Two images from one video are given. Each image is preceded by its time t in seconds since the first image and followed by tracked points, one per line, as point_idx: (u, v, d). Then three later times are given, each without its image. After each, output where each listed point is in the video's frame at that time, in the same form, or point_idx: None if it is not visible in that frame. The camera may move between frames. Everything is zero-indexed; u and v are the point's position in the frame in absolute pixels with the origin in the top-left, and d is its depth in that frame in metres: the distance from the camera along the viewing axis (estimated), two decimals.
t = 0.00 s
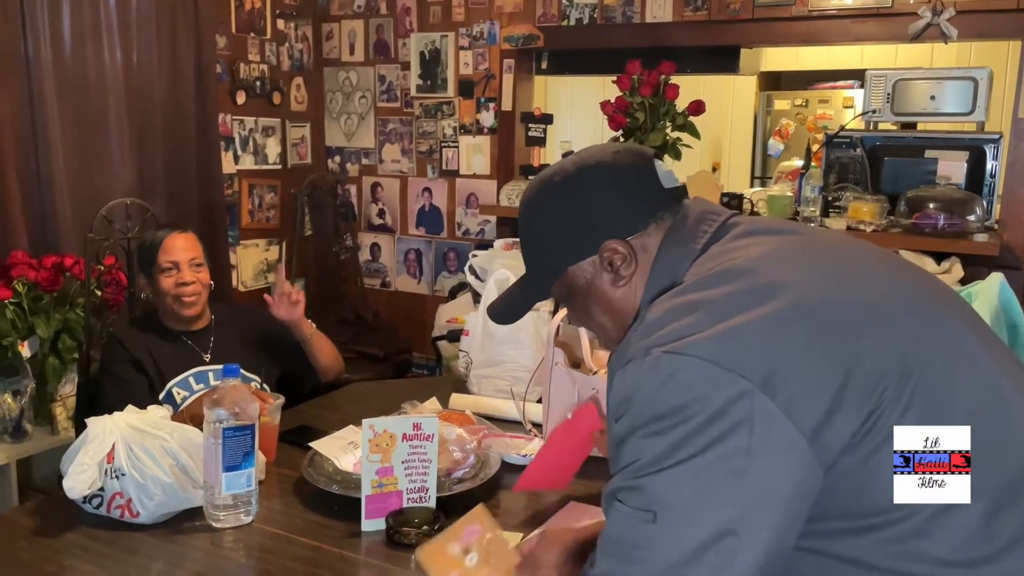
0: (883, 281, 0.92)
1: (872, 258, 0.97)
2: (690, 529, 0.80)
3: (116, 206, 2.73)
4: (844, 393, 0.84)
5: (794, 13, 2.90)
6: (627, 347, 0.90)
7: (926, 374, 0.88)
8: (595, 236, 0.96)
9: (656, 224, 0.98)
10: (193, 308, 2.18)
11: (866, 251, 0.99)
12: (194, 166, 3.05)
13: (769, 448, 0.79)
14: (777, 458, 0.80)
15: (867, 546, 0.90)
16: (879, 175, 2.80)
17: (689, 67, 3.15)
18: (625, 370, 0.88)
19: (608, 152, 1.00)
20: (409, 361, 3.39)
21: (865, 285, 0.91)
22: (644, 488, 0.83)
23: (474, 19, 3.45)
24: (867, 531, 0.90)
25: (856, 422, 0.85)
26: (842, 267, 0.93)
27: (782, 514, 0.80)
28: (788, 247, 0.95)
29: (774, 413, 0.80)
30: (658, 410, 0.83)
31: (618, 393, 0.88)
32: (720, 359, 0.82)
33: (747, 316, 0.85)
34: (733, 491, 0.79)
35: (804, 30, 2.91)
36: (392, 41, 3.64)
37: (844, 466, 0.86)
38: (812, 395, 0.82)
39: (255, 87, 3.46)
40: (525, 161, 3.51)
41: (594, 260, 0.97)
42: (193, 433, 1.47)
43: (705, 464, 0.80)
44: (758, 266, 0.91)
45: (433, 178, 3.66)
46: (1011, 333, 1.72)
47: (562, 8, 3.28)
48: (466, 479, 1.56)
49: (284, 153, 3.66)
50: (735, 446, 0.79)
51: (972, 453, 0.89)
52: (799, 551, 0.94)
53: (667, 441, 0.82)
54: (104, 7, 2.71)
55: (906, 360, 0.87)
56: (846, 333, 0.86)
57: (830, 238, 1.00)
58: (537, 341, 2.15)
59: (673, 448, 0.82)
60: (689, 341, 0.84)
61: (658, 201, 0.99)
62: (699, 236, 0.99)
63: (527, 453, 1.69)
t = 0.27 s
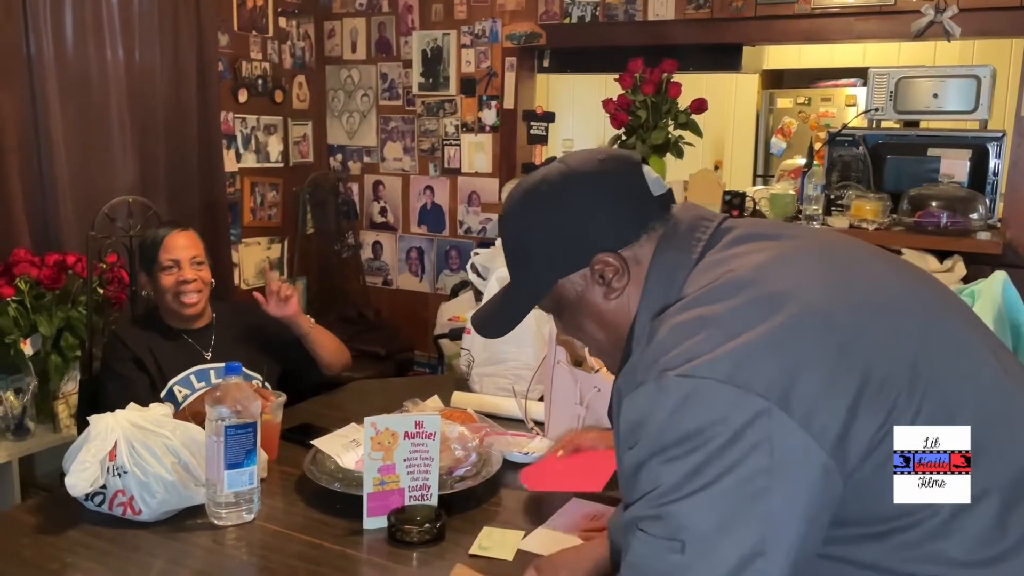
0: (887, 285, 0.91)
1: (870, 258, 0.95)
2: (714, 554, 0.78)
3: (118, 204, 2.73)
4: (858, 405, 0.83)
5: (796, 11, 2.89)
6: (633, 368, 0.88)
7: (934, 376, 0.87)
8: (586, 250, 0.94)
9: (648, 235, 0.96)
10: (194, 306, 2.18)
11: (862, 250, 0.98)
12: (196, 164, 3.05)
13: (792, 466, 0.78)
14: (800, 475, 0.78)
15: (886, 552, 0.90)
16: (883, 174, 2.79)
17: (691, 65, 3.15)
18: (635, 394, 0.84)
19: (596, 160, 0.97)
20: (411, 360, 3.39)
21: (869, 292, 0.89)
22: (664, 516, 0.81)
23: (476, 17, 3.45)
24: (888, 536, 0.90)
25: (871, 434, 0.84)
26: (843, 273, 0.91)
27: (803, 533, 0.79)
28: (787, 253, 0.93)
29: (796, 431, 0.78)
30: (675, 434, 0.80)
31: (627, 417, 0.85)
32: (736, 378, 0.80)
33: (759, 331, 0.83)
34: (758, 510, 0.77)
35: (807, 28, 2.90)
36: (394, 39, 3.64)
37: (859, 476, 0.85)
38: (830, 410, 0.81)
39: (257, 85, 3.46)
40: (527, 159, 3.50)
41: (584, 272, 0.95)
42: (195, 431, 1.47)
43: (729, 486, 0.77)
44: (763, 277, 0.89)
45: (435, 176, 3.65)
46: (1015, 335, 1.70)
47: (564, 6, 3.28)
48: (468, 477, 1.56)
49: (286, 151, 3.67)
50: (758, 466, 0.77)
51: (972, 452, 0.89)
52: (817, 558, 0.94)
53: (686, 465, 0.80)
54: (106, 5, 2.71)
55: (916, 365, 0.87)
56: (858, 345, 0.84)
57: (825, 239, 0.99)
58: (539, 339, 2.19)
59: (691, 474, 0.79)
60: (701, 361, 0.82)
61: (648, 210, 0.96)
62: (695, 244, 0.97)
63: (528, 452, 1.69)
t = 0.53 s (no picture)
0: (895, 283, 0.91)
1: (877, 257, 0.96)
2: (738, 559, 0.78)
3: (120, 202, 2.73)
4: (875, 406, 0.83)
5: (799, 9, 2.88)
6: (647, 373, 0.87)
7: (947, 374, 0.87)
8: (591, 251, 0.93)
9: (653, 237, 0.96)
10: (195, 305, 2.18)
11: (866, 248, 0.98)
12: (198, 162, 3.05)
13: (813, 467, 0.78)
14: (822, 476, 0.78)
15: (902, 551, 0.89)
16: (884, 172, 2.79)
17: (693, 63, 3.14)
18: (651, 400, 0.84)
19: (599, 160, 0.97)
20: (412, 358, 3.39)
21: (877, 290, 0.89)
22: (685, 522, 0.80)
23: (478, 15, 3.45)
24: (902, 533, 0.89)
25: (889, 434, 0.84)
26: (852, 272, 0.91)
27: (824, 534, 0.79)
28: (795, 253, 0.93)
29: (816, 432, 0.78)
30: (694, 439, 0.80)
31: (643, 423, 0.84)
32: (755, 380, 0.79)
33: (776, 333, 0.82)
34: (781, 513, 0.77)
35: (809, 26, 2.90)
36: (396, 37, 3.64)
37: (878, 475, 0.85)
38: (849, 411, 0.81)
39: (259, 83, 3.45)
40: (529, 158, 3.50)
41: (588, 274, 0.95)
42: (196, 430, 1.47)
43: (752, 490, 0.77)
44: (774, 278, 0.89)
45: (437, 174, 3.65)
46: (1017, 331, 1.72)
47: (566, 4, 3.27)
48: (469, 475, 1.56)
49: (287, 149, 3.66)
50: (781, 468, 0.77)
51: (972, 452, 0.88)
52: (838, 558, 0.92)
53: (706, 470, 0.79)
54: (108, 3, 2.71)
55: (930, 363, 0.87)
56: (873, 345, 0.84)
57: (830, 238, 0.99)
58: (541, 338, 2.22)
59: (712, 478, 0.79)
60: (717, 365, 0.81)
61: (653, 211, 0.96)
62: (701, 244, 0.97)
63: (530, 451, 1.69)
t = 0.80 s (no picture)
0: (899, 281, 0.91)
1: (881, 255, 0.95)
2: (744, 558, 0.78)
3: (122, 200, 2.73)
4: (880, 406, 0.83)
5: (801, 7, 2.88)
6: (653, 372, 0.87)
7: (952, 373, 0.87)
8: (595, 250, 0.93)
9: (656, 237, 0.96)
10: (195, 302, 2.17)
11: (870, 246, 0.97)
12: (200, 161, 3.05)
13: (819, 467, 0.78)
14: (827, 476, 0.78)
15: (907, 549, 0.88)
16: (887, 170, 2.78)
17: (695, 61, 3.14)
18: (656, 400, 0.84)
19: (603, 159, 0.97)
20: (414, 356, 3.39)
21: (879, 288, 0.89)
22: (691, 521, 0.80)
23: (480, 13, 3.45)
24: (904, 533, 0.89)
25: (894, 433, 0.83)
26: (857, 271, 0.91)
27: (829, 533, 0.79)
28: (800, 252, 0.93)
29: (822, 432, 0.78)
30: (700, 439, 0.80)
31: (649, 423, 0.84)
32: (760, 380, 0.79)
33: (781, 333, 0.82)
34: (786, 513, 0.77)
35: (811, 24, 2.89)
36: (397, 35, 3.64)
37: (882, 476, 0.85)
38: (854, 411, 0.80)
39: (261, 81, 3.45)
40: (531, 156, 3.50)
41: (592, 274, 0.95)
42: (197, 428, 1.47)
43: (757, 489, 0.77)
44: (779, 277, 0.89)
45: (439, 173, 3.65)
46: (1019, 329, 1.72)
47: (567, 2, 3.26)
48: (471, 474, 1.56)
49: (289, 147, 3.66)
50: (786, 469, 0.77)
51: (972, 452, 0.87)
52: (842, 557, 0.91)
53: (712, 470, 0.79)
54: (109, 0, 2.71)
55: (935, 363, 0.86)
56: (878, 345, 0.84)
57: (834, 236, 0.98)
58: (541, 336, 2.19)
59: (718, 478, 0.79)
60: (724, 365, 0.81)
61: (656, 210, 0.96)
62: (705, 242, 0.97)
63: (532, 449, 1.69)
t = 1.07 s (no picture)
0: (901, 279, 0.91)
1: (886, 253, 0.95)
2: (739, 549, 0.78)
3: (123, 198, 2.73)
4: (880, 401, 0.83)
5: (803, 5, 2.87)
6: (653, 366, 0.87)
7: (953, 370, 0.87)
8: (599, 246, 0.93)
9: (662, 234, 0.95)
10: (177, 302, 2.17)
11: (874, 245, 0.97)
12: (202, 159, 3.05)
13: (815, 461, 0.77)
14: (824, 470, 0.78)
15: (907, 544, 0.88)
16: (889, 168, 2.78)
17: (697, 60, 3.13)
18: (657, 392, 0.84)
19: (610, 157, 0.97)
20: (415, 355, 3.39)
21: (881, 285, 0.89)
22: (688, 510, 0.80)
23: (481, 11, 3.44)
24: (904, 528, 0.88)
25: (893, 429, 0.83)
26: (859, 268, 0.90)
27: (826, 527, 0.79)
28: (805, 248, 0.93)
29: (819, 427, 0.78)
30: (698, 431, 0.80)
31: (649, 415, 0.84)
32: (759, 374, 0.79)
33: (781, 328, 0.82)
34: (782, 506, 0.77)
35: (814, 22, 2.89)
36: (399, 33, 3.63)
37: (881, 474, 0.84)
38: (853, 406, 0.80)
39: (262, 80, 3.45)
40: (532, 154, 3.49)
41: (596, 270, 0.94)
42: (199, 426, 1.47)
43: (753, 482, 0.77)
44: (781, 273, 0.89)
45: (440, 171, 3.65)
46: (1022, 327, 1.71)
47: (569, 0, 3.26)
48: (472, 472, 1.56)
49: (290, 146, 3.66)
50: (783, 462, 0.77)
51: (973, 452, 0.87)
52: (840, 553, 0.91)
53: (709, 462, 0.79)
54: None
55: (936, 360, 0.86)
56: (879, 341, 0.84)
57: (838, 234, 0.98)
58: (544, 335, 2.17)
59: (715, 470, 0.79)
60: (723, 358, 0.81)
61: (662, 208, 0.96)
62: (709, 241, 0.97)
63: (533, 448, 1.68)
